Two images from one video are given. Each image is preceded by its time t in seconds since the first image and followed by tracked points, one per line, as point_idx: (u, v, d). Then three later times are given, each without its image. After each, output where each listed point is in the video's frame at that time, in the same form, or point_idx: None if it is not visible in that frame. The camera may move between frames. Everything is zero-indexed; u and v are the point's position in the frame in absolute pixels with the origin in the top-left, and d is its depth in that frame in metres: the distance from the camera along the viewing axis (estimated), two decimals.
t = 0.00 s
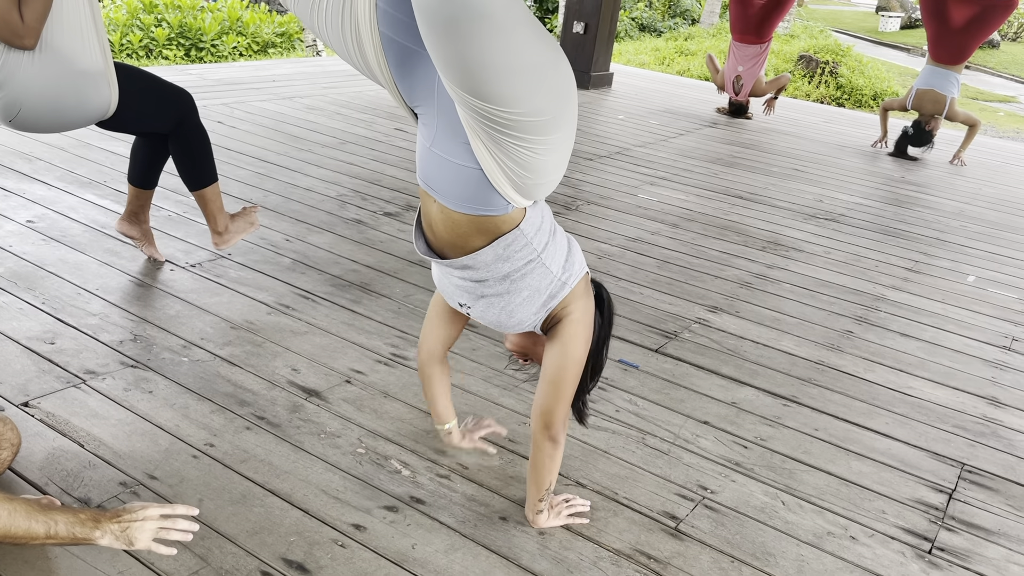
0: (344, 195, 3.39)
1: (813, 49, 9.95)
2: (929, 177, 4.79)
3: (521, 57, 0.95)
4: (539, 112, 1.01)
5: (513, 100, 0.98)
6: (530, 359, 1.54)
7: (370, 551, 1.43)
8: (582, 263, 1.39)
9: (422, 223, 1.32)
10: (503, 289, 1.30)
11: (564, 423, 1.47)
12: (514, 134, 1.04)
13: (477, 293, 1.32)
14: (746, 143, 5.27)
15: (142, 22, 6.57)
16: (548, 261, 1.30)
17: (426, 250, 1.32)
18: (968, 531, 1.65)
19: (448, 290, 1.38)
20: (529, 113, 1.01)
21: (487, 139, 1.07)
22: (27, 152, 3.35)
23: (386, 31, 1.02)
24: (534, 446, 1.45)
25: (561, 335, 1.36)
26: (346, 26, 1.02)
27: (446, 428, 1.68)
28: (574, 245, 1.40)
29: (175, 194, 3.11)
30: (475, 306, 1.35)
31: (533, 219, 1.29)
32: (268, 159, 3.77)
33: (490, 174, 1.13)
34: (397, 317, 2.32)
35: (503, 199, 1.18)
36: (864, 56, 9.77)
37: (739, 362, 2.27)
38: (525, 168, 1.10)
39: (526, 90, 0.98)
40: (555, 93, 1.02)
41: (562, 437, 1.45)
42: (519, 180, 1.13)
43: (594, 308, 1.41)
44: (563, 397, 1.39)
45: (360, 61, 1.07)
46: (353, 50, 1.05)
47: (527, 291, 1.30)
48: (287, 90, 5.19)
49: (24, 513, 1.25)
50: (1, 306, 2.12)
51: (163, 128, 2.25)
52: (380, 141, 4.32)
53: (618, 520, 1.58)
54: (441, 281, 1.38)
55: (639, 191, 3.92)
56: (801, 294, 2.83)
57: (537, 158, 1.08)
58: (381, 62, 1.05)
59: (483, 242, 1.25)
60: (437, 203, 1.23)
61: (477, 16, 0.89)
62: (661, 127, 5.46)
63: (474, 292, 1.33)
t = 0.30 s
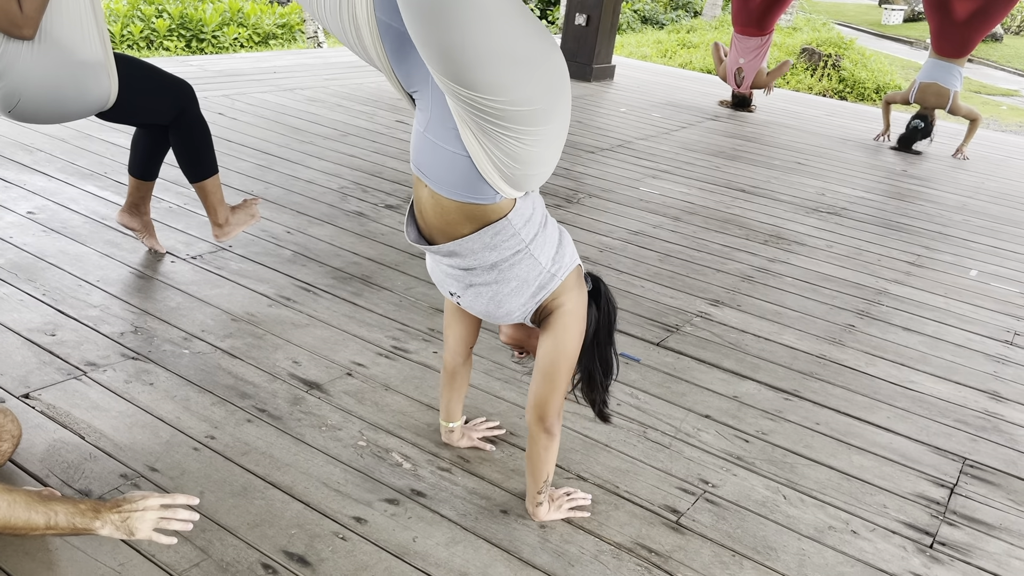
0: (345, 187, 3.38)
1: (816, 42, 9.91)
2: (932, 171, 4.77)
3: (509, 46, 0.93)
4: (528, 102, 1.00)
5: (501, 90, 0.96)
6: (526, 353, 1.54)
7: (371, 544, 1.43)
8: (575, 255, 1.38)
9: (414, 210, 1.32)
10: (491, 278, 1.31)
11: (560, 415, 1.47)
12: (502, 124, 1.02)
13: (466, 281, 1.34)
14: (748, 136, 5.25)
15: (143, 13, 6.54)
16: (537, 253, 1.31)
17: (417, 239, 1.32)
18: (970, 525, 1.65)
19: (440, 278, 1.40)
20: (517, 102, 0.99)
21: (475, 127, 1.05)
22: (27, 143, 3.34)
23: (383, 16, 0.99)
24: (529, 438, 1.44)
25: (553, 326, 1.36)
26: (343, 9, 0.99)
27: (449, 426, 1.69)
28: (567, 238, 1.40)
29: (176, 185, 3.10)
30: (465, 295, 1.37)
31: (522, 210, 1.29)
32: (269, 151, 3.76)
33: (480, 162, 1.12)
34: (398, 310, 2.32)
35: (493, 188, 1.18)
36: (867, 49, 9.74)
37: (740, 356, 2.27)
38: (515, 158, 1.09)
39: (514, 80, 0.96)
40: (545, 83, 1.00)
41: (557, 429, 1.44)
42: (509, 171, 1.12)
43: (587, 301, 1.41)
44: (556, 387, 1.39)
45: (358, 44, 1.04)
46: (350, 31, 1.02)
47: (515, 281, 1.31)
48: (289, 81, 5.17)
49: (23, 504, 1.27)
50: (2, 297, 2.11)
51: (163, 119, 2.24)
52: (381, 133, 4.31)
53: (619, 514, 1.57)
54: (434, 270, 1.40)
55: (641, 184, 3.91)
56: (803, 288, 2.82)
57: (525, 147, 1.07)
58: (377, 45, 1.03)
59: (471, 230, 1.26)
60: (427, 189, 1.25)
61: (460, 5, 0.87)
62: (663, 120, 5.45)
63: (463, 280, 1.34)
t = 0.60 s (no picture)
0: (347, 180, 3.37)
1: (819, 34, 9.86)
2: (936, 165, 4.75)
3: (466, 43, 0.91)
4: (492, 101, 0.98)
5: (460, 88, 0.94)
6: (518, 350, 1.53)
7: (372, 537, 1.43)
8: (563, 253, 1.37)
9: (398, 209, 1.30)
10: (477, 280, 1.30)
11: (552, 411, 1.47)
12: (468, 124, 1.01)
13: (452, 282, 1.33)
14: (751, 129, 5.23)
15: (144, 4, 6.52)
16: (523, 253, 1.29)
17: (405, 239, 1.29)
18: (971, 520, 1.65)
19: (427, 278, 1.38)
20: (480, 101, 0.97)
21: (445, 127, 1.04)
22: (29, 135, 3.34)
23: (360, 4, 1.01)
24: (522, 435, 1.45)
25: (543, 324, 1.36)
26: None
27: (450, 421, 1.69)
28: (554, 235, 1.38)
29: (177, 178, 3.10)
30: (451, 295, 1.36)
31: (504, 210, 1.27)
32: (271, 143, 3.75)
33: (454, 165, 1.11)
34: (400, 303, 2.32)
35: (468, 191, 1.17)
36: (871, 42, 9.69)
37: (742, 350, 2.26)
38: (485, 159, 1.07)
39: (474, 78, 0.94)
40: (509, 82, 0.98)
41: (550, 426, 1.44)
42: (482, 173, 1.10)
43: (577, 295, 1.40)
44: (549, 384, 1.39)
45: (339, 30, 1.07)
46: (335, 24, 1.06)
47: (501, 283, 1.29)
48: (290, 73, 5.15)
49: (57, 470, 1.14)
50: (3, 289, 2.11)
51: (164, 112, 2.24)
52: (382, 126, 4.30)
53: (620, 508, 1.57)
54: (421, 269, 1.38)
55: (643, 177, 3.90)
56: (805, 282, 2.81)
57: (495, 148, 1.05)
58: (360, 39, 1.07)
59: (453, 230, 1.24)
60: (410, 189, 1.23)
61: None
62: (666, 113, 5.43)
63: (449, 281, 1.33)
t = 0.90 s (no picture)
0: (349, 172, 3.37)
1: (824, 28, 9.80)
2: (940, 159, 4.74)
3: (458, 40, 0.87)
4: (478, 101, 0.95)
5: (448, 84, 0.91)
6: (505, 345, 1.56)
7: (373, 530, 1.43)
8: (545, 251, 1.37)
9: (375, 211, 1.25)
10: (460, 282, 1.28)
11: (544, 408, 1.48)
12: (453, 123, 0.98)
13: (435, 285, 1.31)
14: (755, 123, 5.22)
15: None
16: (505, 254, 1.29)
17: (382, 243, 1.26)
18: (973, 515, 1.65)
19: (409, 281, 1.36)
20: (466, 100, 0.94)
21: (427, 125, 1.00)
22: (32, 127, 3.34)
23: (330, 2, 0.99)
24: (516, 435, 1.45)
25: (531, 324, 1.37)
26: None
27: (451, 416, 1.69)
28: (535, 232, 1.38)
29: (180, 170, 3.09)
30: (435, 297, 1.34)
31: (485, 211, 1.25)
32: (274, 136, 3.74)
33: (431, 163, 1.07)
34: (402, 296, 2.31)
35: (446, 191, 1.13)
36: (876, 36, 9.66)
37: (745, 345, 2.26)
38: (465, 158, 1.04)
39: (464, 78, 0.91)
40: (497, 82, 0.95)
41: (543, 423, 1.45)
42: (461, 171, 1.07)
43: (563, 292, 1.41)
44: (539, 384, 1.40)
45: (309, 29, 1.04)
46: (303, 21, 1.03)
47: (485, 284, 1.29)
48: (293, 66, 5.15)
49: (109, 447, 1.21)
50: (7, 281, 2.11)
51: (166, 104, 2.24)
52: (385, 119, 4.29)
53: (622, 502, 1.57)
54: (402, 273, 1.36)
55: (646, 171, 3.89)
56: (808, 276, 2.81)
57: (477, 148, 1.02)
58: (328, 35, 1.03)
59: (433, 233, 1.21)
60: (387, 193, 1.17)
61: None
62: (670, 107, 5.41)
63: (432, 284, 1.31)
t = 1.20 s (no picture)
0: (352, 166, 3.37)
1: (828, 22, 9.76)
2: (944, 154, 4.73)
3: (472, 35, 0.86)
4: (488, 100, 0.94)
5: (462, 81, 0.90)
6: (491, 346, 1.59)
7: (375, 523, 1.43)
8: (539, 248, 1.36)
9: (365, 211, 1.27)
10: (457, 283, 1.28)
11: (543, 403, 1.48)
12: (460, 121, 0.97)
13: (431, 287, 1.30)
14: (759, 118, 5.20)
15: None
16: (502, 252, 1.28)
17: (374, 245, 1.27)
18: (975, 511, 1.65)
19: (403, 284, 1.36)
20: (474, 99, 0.93)
21: (432, 123, 0.99)
22: (35, 120, 3.34)
23: None
24: (516, 430, 1.46)
25: (529, 322, 1.36)
26: None
27: (452, 412, 1.70)
28: (530, 230, 1.38)
29: (183, 164, 3.10)
30: (431, 300, 1.33)
31: (481, 209, 1.25)
32: (276, 130, 3.74)
33: (433, 162, 1.07)
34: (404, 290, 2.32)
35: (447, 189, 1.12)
36: (880, 31, 9.61)
37: (747, 339, 2.26)
38: (470, 157, 1.03)
39: (479, 76, 0.90)
40: (507, 80, 0.94)
41: (543, 419, 1.46)
42: (463, 169, 1.06)
43: (557, 289, 1.41)
44: (537, 380, 1.41)
45: (299, 27, 1.06)
46: (292, 17, 1.05)
47: (482, 284, 1.28)
48: (296, 60, 5.14)
49: (126, 478, 1.18)
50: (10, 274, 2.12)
51: (169, 97, 2.25)
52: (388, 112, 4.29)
53: (624, 495, 1.58)
54: (395, 276, 1.35)
55: (649, 165, 3.88)
56: (811, 271, 2.80)
57: (482, 146, 1.02)
58: (318, 29, 1.04)
59: (431, 233, 1.21)
60: (382, 195, 1.19)
61: None
62: (673, 101, 5.40)
63: (428, 285, 1.30)
